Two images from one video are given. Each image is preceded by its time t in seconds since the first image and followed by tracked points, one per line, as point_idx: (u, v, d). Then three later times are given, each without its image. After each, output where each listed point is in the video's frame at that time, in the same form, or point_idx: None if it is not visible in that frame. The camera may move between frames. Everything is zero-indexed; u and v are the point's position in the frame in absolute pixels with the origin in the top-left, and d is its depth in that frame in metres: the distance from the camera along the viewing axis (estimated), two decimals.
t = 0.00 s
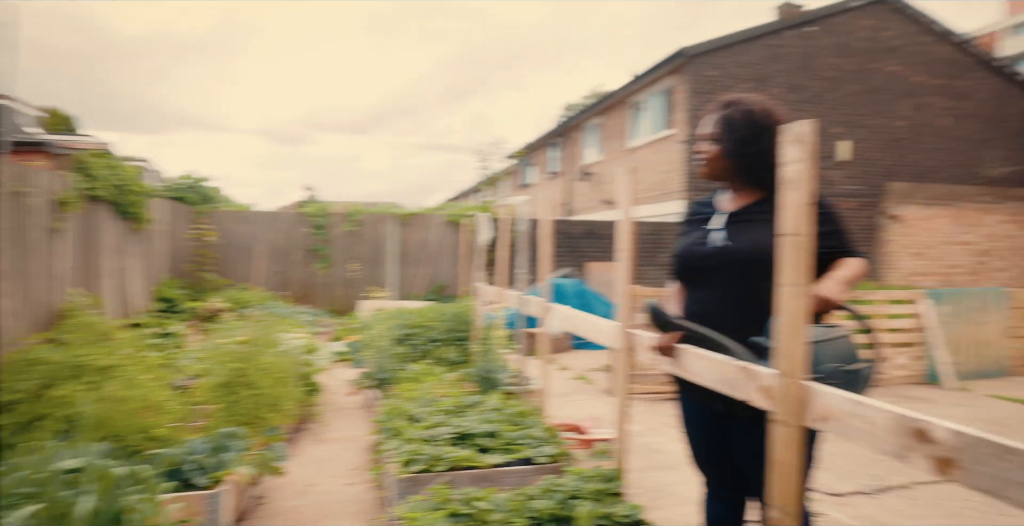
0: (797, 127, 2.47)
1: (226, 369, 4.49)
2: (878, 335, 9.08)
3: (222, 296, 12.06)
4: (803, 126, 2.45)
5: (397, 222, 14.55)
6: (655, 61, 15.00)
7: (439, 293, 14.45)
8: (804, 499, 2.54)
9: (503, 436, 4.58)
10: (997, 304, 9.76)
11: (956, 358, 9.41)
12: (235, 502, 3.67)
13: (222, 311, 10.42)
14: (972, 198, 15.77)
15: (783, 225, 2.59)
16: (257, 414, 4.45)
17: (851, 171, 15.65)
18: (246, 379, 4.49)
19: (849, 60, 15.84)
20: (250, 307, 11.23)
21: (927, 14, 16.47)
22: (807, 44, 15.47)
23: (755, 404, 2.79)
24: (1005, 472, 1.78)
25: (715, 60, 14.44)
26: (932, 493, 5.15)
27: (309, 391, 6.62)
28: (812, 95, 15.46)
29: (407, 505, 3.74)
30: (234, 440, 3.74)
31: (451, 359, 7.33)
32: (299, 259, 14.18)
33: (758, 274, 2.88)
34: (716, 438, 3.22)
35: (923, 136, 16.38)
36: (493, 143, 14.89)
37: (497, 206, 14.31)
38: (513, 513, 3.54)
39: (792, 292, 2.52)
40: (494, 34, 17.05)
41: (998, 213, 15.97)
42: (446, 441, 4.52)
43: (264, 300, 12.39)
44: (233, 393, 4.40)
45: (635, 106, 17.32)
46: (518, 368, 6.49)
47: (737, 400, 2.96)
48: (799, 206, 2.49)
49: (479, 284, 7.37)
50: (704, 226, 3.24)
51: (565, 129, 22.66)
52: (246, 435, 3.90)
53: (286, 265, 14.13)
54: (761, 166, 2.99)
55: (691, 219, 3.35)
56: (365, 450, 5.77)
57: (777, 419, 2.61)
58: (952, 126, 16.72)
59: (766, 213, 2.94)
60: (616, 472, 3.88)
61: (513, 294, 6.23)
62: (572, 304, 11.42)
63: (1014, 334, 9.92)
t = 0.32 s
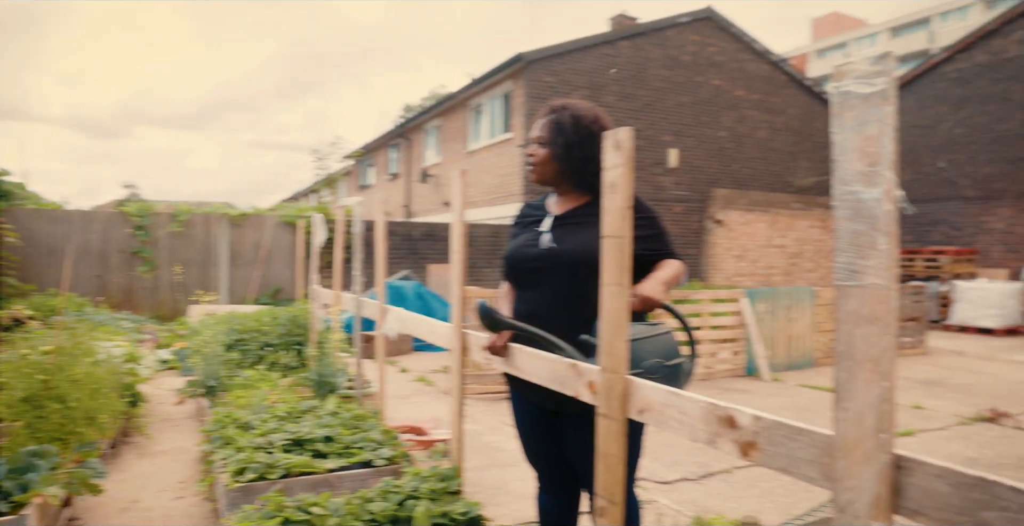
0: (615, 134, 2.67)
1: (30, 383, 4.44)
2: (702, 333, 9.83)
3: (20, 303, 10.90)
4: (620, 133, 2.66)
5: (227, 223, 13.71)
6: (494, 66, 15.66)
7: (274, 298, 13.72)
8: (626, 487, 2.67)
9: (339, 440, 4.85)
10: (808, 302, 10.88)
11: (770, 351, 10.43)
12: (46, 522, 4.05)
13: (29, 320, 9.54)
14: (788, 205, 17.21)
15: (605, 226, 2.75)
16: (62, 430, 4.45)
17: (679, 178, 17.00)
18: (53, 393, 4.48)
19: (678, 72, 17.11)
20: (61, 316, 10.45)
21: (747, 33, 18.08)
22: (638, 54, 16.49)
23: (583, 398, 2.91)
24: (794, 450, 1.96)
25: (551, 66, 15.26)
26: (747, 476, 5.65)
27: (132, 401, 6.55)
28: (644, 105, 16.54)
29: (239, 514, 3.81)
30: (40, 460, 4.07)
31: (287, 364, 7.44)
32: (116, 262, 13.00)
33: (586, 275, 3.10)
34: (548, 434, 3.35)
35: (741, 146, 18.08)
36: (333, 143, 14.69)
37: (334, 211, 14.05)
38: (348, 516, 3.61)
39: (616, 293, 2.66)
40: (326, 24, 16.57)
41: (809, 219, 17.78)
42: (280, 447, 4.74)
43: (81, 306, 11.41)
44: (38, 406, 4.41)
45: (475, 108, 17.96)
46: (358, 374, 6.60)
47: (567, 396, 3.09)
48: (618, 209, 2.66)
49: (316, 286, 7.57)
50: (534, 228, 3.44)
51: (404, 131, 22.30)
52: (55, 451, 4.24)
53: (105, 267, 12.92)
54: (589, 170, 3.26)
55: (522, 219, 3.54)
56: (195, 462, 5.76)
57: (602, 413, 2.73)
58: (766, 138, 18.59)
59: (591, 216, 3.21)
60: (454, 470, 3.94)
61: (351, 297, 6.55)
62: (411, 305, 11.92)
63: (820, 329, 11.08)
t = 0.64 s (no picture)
0: (586, 131, 2.65)
1: None
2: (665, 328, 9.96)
3: None
4: (591, 130, 2.64)
5: (187, 216, 13.39)
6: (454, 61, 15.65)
7: (235, 292, 13.39)
8: (600, 481, 2.68)
9: (307, 436, 4.79)
10: (769, 298, 11.10)
11: (731, 345, 10.62)
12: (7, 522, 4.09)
13: None
14: (747, 201, 17.51)
15: (577, 223, 2.74)
16: (26, 426, 4.45)
17: (638, 174, 17.04)
18: (17, 389, 4.45)
19: (636, 69, 17.22)
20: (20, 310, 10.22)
21: (705, 31, 18.34)
22: (597, 51, 16.56)
23: (555, 393, 2.91)
24: (770, 445, 2.01)
25: (511, 62, 15.25)
26: (713, 471, 5.74)
27: (93, 398, 6.48)
28: (603, 101, 16.62)
29: (209, 512, 3.82)
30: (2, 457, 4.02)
31: (252, 359, 7.27)
32: (73, 256, 12.67)
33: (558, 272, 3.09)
34: (520, 429, 3.34)
35: (700, 143, 18.29)
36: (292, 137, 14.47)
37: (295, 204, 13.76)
38: (320, 513, 3.64)
39: (589, 289, 2.67)
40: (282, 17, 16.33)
41: (768, 216, 18.12)
42: (249, 443, 4.69)
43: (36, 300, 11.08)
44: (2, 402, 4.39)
45: (435, 103, 17.91)
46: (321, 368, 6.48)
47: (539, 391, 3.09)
48: (590, 205, 2.65)
49: (281, 281, 7.47)
50: (504, 224, 3.41)
51: (364, 125, 22.01)
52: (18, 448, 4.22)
53: (62, 261, 12.59)
54: (557, 166, 3.24)
55: (493, 216, 3.51)
56: (160, 458, 5.86)
57: (575, 409, 2.73)
58: (725, 135, 18.87)
59: (560, 213, 3.21)
60: (426, 467, 3.89)
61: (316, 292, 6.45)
62: (373, 301, 11.79)
63: (781, 324, 11.30)
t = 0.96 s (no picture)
0: (618, 130, 2.65)
1: (20, 377, 4.41)
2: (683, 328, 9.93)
3: None
4: (623, 129, 2.63)
5: (204, 216, 13.50)
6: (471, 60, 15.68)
7: (252, 292, 13.49)
8: (631, 481, 2.68)
9: (330, 435, 4.82)
10: (787, 298, 11.05)
11: (749, 345, 10.58)
12: (35, 518, 4.13)
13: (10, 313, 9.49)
14: (763, 201, 17.43)
15: (608, 222, 2.73)
16: (55, 424, 4.52)
17: (653, 173, 16.99)
18: (44, 387, 4.51)
19: (652, 68, 17.16)
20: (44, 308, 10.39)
21: (720, 30, 18.26)
22: (612, 50, 16.53)
23: (585, 393, 2.91)
24: (809, 445, 2.00)
25: (527, 61, 15.25)
26: (735, 471, 5.71)
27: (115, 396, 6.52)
28: (618, 100, 16.58)
29: (235, 510, 3.84)
30: (31, 455, 4.06)
31: (271, 358, 7.32)
32: (93, 255, 12.80)
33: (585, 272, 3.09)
34: (546, 428, 3.34)
35: (716, 142, 18.20)
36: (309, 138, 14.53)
37: (311, 204, 13.83)
38: (346, 512, 3.65)
39: (619, 288, 2.66)
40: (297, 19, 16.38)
41: (784, 215, 18.02)
42: (272, 442, 4.71)
43: (58, 299, 11.22)
44: (30, 399, 4.45)
45: (450, 103, 17.96)
46: (342, 367, 6.52)
47: (567, 391, 3.09)
48: (622, 204, 2.65)
49: (301, 279, 7.51)
50: (530, 224, 3.41)
51: (380, 125, 22.10)
52: (46, 446, 4.26)
53: (82, 261, 12.72)
54: (586, 165, 3.24)
55: (520, 214, 3.51)
56: (182, 457, 5.90)
57: (606, 409, 2.73)
58: (741, 134, 18.77)
59: (587, 213, 3.20)
60: (450, 466, 3.90)
61: (337, 292, 6.48)
62: (390, 300, 11.84)
63: (799, 324, 11.24)
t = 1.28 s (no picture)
0: (641, 132, 2.64)
1: (38, 378, 4.44)
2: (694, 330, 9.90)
3: (12, 297, 10.76)
4: (646, 131, 2.62)
5: (216, 218, 13.55)
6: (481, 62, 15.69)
7: (263, 294, 13.53)
8: (655, 484, 2.66)
9: (345, 438, 4.81)
10: (800, 300, 11.01)
11: (762, 348, 10.54)
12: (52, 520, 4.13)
13: (23, 315, 9.55)
14: (773, 202, 17.37)
15: (631, 224, 2.72)
16: (72, 426, 4.51)
17: (663, 175, 16.95)
18: (62, 388, 4.50)
19: (661, 70, 17.13)
20: (57, 310, 10.47)
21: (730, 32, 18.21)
22: (622, 52, 16.52)
23: (607, 396, 2.90)
24: (840, 449, 1.97)
25: (537, 63, 15.25)
26: (751, 475, 5.68)
27: (130, 397, 6.51)
28: (628, 102, 16.57)
29: (252, 512, 3.83)
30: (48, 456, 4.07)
31: (284, 360, 7.33)
32: (105, 257, 12.86)
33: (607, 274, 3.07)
34: (566, 431, 3.33)
35: (726, 143, 18.15)
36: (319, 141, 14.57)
37: (322, 206, 13.86)
38: (364, 515, 3.64)
39: (642, 290, 2.65)
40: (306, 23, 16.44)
41: (794, 217, 17.96)
42: (287, 444, 4.70)
43: (71, 300, 11.28)
44: (48, 400, 4.45)
45: (460, 105, 17.99)
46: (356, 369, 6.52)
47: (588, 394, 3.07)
48: (645, 207, 2.64)
49: (314, 281, 7.52)
50: (550, 226, 3.40)
51: (389, 127, 22.14)
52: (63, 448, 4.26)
53: (95, 263, 12.79)
54: (607, 167, 3.23)
55: (539, 216, 3.50)
56: (195, 458, 5.91)
57: (629, 411, 2.72)
58: (751, 135, 18.71)
59: (607, 215, 3.19)
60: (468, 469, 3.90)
61: (351, 294, 6.49)
62: (401, 302, 11.87)
63: (811, 326, 11.18)
